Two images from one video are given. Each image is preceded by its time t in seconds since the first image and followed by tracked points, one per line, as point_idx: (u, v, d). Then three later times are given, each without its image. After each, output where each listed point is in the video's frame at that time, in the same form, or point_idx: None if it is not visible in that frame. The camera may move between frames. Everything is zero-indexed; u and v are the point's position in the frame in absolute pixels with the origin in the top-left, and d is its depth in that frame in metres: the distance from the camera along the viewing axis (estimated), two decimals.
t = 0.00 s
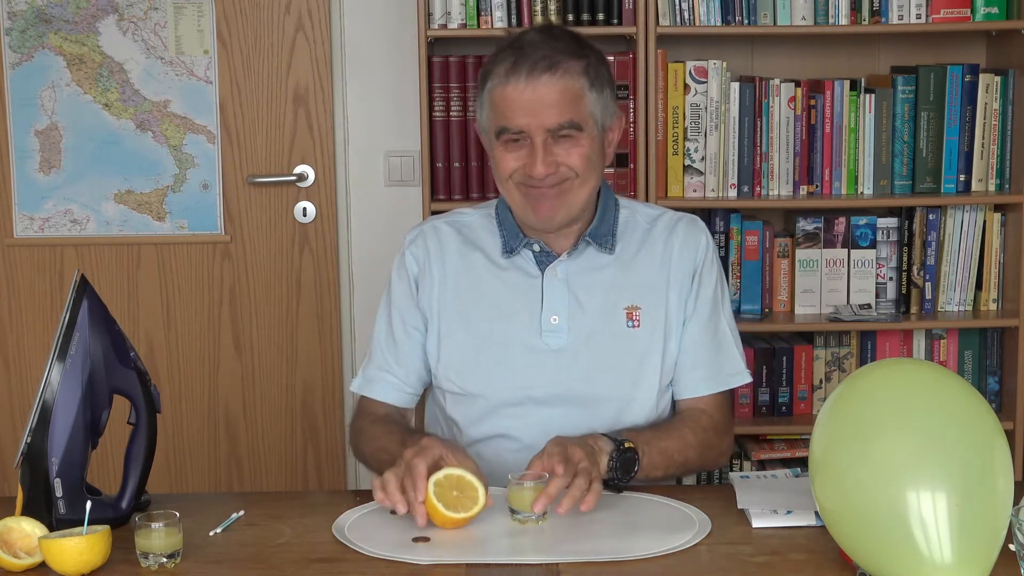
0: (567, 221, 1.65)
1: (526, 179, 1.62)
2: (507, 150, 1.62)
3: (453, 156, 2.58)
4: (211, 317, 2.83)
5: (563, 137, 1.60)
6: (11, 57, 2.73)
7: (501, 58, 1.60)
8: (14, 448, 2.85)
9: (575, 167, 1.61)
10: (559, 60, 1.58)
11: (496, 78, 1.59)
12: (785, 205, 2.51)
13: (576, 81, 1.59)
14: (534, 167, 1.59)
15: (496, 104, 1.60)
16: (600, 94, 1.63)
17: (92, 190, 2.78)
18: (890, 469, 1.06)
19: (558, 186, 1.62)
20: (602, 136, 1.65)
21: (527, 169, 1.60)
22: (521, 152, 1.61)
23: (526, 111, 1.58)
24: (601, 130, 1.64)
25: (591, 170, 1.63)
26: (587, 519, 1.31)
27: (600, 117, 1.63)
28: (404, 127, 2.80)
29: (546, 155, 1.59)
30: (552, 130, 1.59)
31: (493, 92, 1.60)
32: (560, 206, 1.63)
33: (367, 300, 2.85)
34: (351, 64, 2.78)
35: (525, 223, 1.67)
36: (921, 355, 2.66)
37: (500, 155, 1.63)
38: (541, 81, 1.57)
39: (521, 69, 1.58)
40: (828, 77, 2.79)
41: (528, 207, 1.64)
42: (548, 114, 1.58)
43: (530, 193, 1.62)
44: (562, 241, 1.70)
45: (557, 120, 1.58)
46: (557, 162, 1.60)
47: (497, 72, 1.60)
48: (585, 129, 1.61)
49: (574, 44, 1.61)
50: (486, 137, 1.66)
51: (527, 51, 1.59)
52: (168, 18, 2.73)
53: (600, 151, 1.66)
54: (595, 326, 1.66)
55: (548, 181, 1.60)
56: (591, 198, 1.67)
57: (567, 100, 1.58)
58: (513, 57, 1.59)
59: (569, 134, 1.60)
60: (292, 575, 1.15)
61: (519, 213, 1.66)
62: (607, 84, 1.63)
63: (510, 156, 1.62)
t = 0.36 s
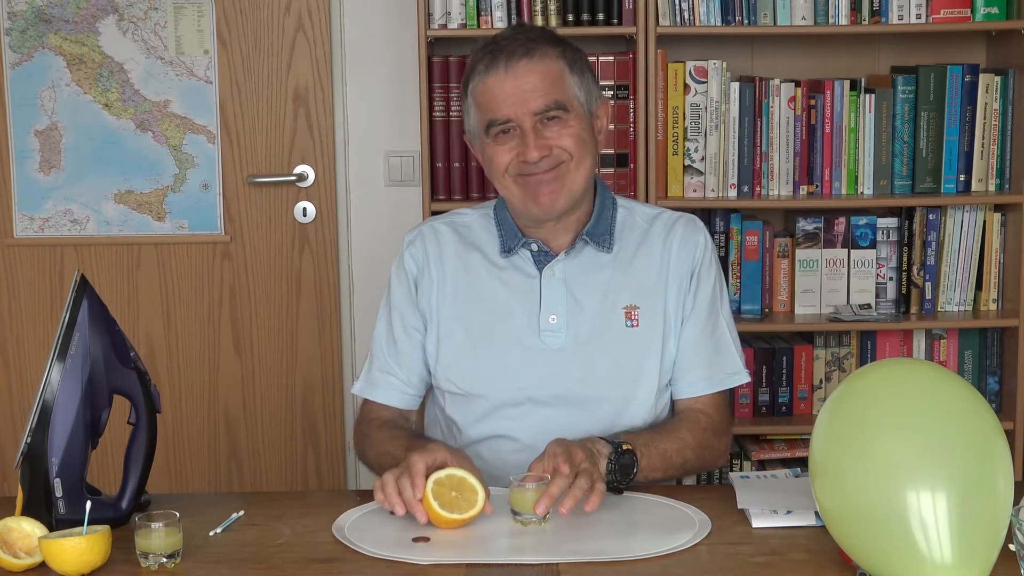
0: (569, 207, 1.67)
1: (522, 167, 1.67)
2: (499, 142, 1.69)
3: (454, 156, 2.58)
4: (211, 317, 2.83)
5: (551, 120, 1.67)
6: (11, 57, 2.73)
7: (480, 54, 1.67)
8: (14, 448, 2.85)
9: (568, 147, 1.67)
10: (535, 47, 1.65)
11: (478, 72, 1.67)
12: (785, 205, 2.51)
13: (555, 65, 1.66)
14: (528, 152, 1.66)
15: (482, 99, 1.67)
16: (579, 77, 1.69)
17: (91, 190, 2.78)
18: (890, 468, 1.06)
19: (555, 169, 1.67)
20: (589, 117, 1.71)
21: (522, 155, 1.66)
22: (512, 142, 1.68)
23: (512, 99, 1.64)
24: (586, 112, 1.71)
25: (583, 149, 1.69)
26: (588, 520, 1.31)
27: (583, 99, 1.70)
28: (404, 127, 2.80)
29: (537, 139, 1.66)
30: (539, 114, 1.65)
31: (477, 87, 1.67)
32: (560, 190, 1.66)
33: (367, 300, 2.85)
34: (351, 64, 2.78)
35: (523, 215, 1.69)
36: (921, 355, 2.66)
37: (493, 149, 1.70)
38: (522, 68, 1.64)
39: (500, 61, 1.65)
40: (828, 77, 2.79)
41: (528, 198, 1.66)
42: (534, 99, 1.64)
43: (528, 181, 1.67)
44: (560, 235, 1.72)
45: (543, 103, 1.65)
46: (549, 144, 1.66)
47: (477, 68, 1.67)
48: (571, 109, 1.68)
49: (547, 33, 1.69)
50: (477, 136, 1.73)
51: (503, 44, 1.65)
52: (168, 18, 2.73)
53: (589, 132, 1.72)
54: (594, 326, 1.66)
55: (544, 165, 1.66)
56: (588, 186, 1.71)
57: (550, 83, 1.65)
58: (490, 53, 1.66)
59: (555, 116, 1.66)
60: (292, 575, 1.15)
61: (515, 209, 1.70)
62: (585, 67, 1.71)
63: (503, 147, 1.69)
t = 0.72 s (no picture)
0: (569, 201, 1.67)
1: (523, 160, 1.67)
2: (502, 135, 1.69)
3: (454, 156, 2.58)
4: (211, 317, 2.83)
5: (554, 114, 1.67)
6: (11, 57, 2.73)
7: (486, 46, 1.68)
8: (14, 448, 2.85)
9: (569, 142, 1.68)
10: (541, 41, 1.66)
11: (484, 65, 1.68)
12: (785, 205, 2.51)
13: (560, 60, 1.67)
14: (530, 144, 1.66)
15: (487, 91, 1.68)
16: (585, 74, 1.71)
17: (91, 190, 2.78)
18: (889, 467, 1.06)
19: (556, 162, 1.67)
20: (593, 115, 1.72)
21: (524, 147, 1.67)
22: (515, 134, 1.68)
23: (516, 91, 1.66)
24: (591, 110, 1.71)
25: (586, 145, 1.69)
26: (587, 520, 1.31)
27: (587, 96, 1.71)
28: (404, 127, 2.80)
29: (539, 132, 1.67)
30: (542, 107, 1.66)
31: (483, 79, 1.68)
32: (560, 184, 1.66)
33: (367, 300, 2.85)
34: (351, 64, 2.78)
35: (522, 208, 1.69)
36: (921, 355, 2.66)
37: (496, 143, 1.70)
38: (527, 60, 1.65)
39: (505, 54, 1.66)
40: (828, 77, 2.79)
41: (528, 190, 1.66)
42: (537, 91, 1.66)
43: (528, 173, 1.67)
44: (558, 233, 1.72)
45: (547, 96, 1.66)
46: (551, 137, 1.67)
47: (483, 61, 1.69)
48: (574, 105, 1.69)
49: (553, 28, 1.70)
50: (481, 130, 1.74)
51: (509, 36, 1.67)
52: (168, 18, 2.73)
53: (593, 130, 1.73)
54: (593, 323, 1.66)
55: (544, 157, 1.66)
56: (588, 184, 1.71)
57: (554, 77, 1.66)
58: (497, 45, 1.67)
59: (559, 110, 1.67)
60: (291, 575, 1.15)
61: (514, 202, 1.69)
62: (590, 65, 1.72)
63: (506, 140, 1.69)
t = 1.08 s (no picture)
0: (570, 193, 1.67)
1: (526, 150, 1.68)
2: (506, 127, 1.70)
3: (454, 156, 2.58)
4: (211, 317, 2.83)
5: (558, 106, 1.69)
6: (11, 57, 2.73)
7: (493, 40, 1.71)
8: (14, 448, 2.85)
9: (571, 134, 1.68)
10: (545, 34, 1.69)
11: (490, 57, 1.71)
12: (785, 205, 2.51)
13: (564, 52, 1.69)
14: (533, 134, 1.67)
15: (492, 82, 1.70)
16: (588, 70, 1.73)
17: (91, 190, 2.78)
18: (889, 468, 1.06)
19: (558, 153, 1.67)
20: (595, 111, 1.74)
21: (528, 137, 1.67)
22: (519, 124, 1.69)
23: (520, 81, 1.68)
24: (594, 105, 1.73)
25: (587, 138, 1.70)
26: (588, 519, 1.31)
27: (590, 92, 1.73)
28: (404, 127, 2.80)
29: (542, 121, 1.68)
30: (546, 97, 1.68)
31: (488, 71, 1.71)
32: (562, 174, 1.66)
33: (367, 301, 2.85)
34: (351, 64, 2.78)
35: (525, 201, 1.69)
36: (921, 355, 2.66)
37: (500, 134, 1.71)
38: (531, 52, 1.68)
39: (511, 45, 1.69)
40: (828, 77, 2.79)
41: (530, 180, 1.66)
42: (541, 82, 1.68)
43: (531, 163, 1.67)
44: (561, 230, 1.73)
45: (550, 86, 1.68)
46: (554, 128, 1.68)
47: (489, 54, 1.71)
48: (577, 97, 1.70)
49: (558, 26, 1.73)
50: (485, 123, 1.75)
51: (515, 29, 1.70)
52: (168, 18, 2.73)
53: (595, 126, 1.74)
54: (596, 321, 1.66)
55: (547, 147, 1.66)
56: (589, 181, 1.71)
57: (558, 69, 1.68)
58: (502, 38, 1.70)
59: (562, 102, 1.69)
60: (291, 575, 1.15)
61: (516, 194, 1.69)
62: (594, 62, 1.74)
63: (510, 131, 1.70)
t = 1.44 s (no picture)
0: (570, 197, 1.67)
1: (528, 151, 1.67)
2: (507, 126, 1.70)
3: (454, 156, 2.58)
4: (211, 317, 2.83)
5: (560, 107, 1.69)
6: (11, 57, 2.73)
7: (496, 39, 1.70)
8: (14, 449, 2.85)
9: (572, 135, 1.68)
10: (549, 34, 1.69)
11: (493, 56, 1.70)
12: (785, 205, 2.51)
13: (568, 53, 1.69)
14: (535, 133, 1.67)
15: (495, 81, 1.70)
16: (591, 72, 1.73)
17: (91, 190, 2.78)
18: (889, 468, 1.06)
19: (559, 155, 1.67)
20: (596, 113, 1.74)
21: (529, 137, 1.67)
22: (520, 124, 1.69)
23: (523, 81, 1.68)
24: (595, 107, 1.73)
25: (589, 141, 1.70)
26: (588, 519, 1.31)
27: (592, 93, 1.73)
28: (403, 127, 2.80)
29: (544, 122, 1.67)
30: (548, 98, 1.68)
31: (491, 70, 1.71)
32: (563, 179, 1.66)
33: (366, 301, 2.85)
34: (351, 64, 2.78)
35: (525, 202, 1.69)
36: (921, 355, 2.66)
37: (501, 134, 1.71)
38: (535, 51, 1.68)
39: (515, 45, 1.69)
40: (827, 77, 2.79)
41: (532, 184, 1.66)
42: (544, 82, 1.68)
43: (532, 164, 1.67)
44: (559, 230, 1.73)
45: (553, 87, 1.68)
46: (556, 129, 1.67)
47: (492, 53, 1.71)
48: (580, 99, 1.70)
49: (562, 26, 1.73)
50: (486, 122, 1.74)
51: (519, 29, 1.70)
52: (168, 18, 2.73)
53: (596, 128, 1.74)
54: (595, 321, 1.66)
55: (548, 149, 1.66)
56: (589, 183, 1.71)
57: (561, 70, 1.68)
58: (507, 36, 1.70)
59: (564, 103, 1.69)
60: (291, 575, 1.15)
61: (517, 196, 1.70)
62: (597, 63, 1.74)
63: (511, 131, 1.69)
